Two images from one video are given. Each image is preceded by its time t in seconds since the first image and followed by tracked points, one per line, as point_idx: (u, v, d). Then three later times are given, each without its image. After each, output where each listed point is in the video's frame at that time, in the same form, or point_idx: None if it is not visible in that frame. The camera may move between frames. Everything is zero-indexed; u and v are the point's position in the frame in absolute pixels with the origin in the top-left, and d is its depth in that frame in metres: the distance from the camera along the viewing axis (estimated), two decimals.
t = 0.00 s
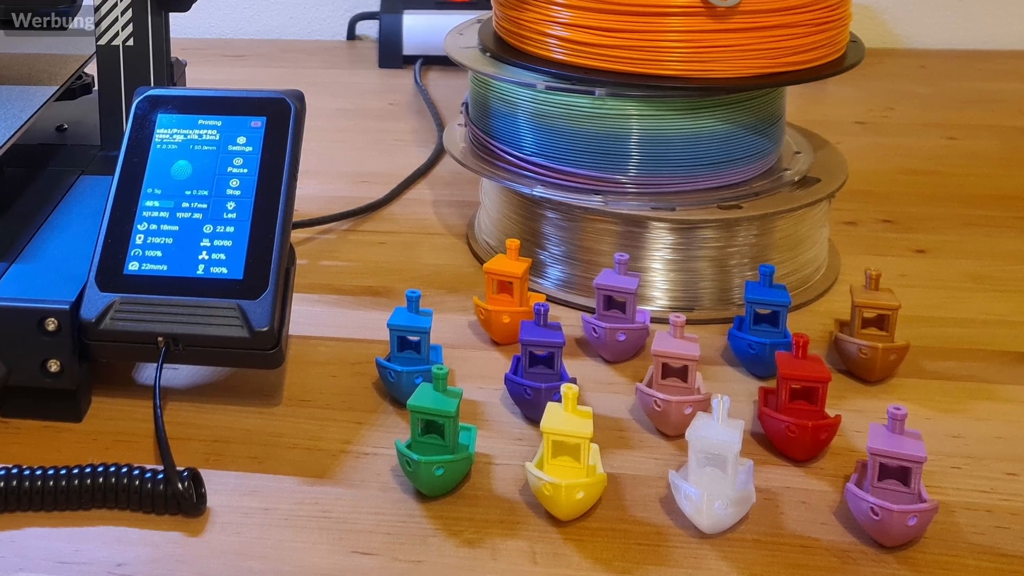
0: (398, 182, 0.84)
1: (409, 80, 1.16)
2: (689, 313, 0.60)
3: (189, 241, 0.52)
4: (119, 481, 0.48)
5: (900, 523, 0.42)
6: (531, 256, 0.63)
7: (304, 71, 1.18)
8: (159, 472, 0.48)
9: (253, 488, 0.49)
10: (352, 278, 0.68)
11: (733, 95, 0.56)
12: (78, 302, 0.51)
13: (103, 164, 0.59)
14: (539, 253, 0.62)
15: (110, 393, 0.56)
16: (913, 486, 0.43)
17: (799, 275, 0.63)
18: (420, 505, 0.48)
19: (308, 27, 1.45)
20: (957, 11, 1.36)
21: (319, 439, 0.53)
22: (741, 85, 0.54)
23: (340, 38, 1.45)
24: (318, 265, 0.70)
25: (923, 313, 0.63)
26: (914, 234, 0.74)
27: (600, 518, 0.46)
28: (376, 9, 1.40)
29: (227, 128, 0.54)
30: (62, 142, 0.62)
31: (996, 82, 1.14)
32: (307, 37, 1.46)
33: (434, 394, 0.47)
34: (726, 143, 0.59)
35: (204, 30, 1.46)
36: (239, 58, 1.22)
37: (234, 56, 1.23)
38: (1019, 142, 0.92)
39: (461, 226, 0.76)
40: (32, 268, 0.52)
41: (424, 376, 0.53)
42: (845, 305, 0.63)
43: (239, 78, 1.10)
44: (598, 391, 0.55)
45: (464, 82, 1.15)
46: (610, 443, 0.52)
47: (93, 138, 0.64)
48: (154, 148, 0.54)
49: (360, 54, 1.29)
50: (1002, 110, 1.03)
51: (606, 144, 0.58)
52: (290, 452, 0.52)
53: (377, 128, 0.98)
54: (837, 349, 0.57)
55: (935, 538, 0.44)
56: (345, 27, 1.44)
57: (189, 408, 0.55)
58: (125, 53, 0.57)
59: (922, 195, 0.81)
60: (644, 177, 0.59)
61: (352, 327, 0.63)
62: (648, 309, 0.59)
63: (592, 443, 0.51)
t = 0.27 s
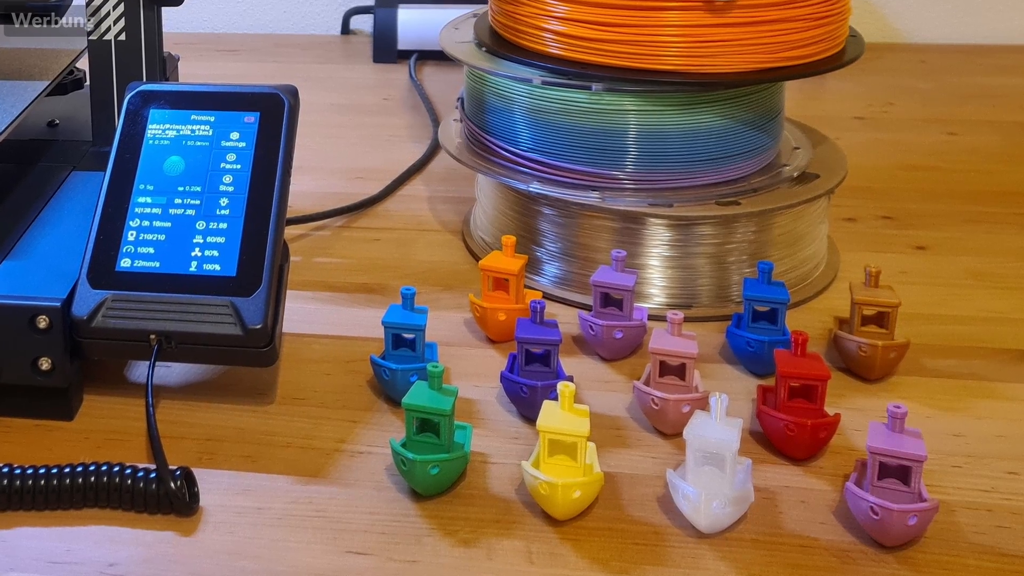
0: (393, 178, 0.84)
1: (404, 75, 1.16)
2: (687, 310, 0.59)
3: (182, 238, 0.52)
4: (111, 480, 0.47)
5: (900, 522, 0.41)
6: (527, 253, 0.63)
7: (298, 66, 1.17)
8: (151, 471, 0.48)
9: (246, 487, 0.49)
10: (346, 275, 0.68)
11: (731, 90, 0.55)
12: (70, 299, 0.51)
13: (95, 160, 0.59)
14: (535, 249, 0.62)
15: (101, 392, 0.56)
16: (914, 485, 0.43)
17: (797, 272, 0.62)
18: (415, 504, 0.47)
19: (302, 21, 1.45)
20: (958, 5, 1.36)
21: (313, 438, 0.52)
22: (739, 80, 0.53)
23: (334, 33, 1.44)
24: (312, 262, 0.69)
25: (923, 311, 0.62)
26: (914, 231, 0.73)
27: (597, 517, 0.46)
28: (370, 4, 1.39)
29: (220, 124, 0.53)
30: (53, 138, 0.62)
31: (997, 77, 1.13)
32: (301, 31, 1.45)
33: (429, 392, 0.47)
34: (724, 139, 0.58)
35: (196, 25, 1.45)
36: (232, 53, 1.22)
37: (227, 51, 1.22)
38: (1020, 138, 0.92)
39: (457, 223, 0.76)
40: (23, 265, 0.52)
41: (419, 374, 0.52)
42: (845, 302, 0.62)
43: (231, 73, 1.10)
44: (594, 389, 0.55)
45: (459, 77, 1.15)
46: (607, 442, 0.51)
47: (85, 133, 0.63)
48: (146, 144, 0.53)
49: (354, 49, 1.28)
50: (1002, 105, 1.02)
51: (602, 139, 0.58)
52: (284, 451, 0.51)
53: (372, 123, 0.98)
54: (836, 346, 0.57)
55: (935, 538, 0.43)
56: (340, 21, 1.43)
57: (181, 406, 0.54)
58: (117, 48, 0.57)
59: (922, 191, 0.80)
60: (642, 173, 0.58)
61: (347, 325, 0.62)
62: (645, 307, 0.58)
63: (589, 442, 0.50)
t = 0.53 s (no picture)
0: (387, 174, 0.83)
1: (399, 70, 1.15)
2: (685, 307, 0.59)
3: (174, 235, 0.51)
4: (102, 480, 0.46)
5: (900, 522, 0.41)
6: (524, 250, 0.62)
7: (292, 61, 1.17)
8: (143, 471, 0.47)
9: (239, 486, 0.48)
10: (341, 271, 0.67)
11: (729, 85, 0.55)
12: (61, 296, 0.50)
13: (87, 156, 0.58)
14: (532, 246, 0.62)
15: (93, 390, 0.55)
16: (914, 485, 0.42)
17: (796, 269, 0.62)
18: (409, 503, 0.47)
19: (296, 16, 1.45)
20: None
21: (307, 436, 0.52)
22: (737, 74, 0.53)
23: (329, 27, 1.44)
24: (306, 259, 0.68)
25: (924, 308, 0.62)
26: (914, 227, 0.73)
27: (594, 516, 0.45)
28: None
29: (212, 119, 0.53)
30: (44, 133, 0.61)
31: (997, 72, 1.13)
32: (295, 26, 1.45)
33: (424, 391, 0.46)
34: (722, 135, 0.58)
35: (189, 19, 1.45)
36: (224, 47, 1.21)
37: (220, 46, 1.22)
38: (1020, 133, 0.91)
39: (452, 219, 0.75)
40: (14, 262, 0.51)
41: (414, 372, 0.52)
42: (845, 299, 0.62)
43: (225, 68, 1.09)
44: (591, 387, 0.54)
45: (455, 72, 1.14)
46: (604, 441, 0.51)
47: (76, 128, 0.63)
48: (138, 140, 0.53)
49: (348, 44, 1.28)
50: (1003, 100, 1.02)
51: (599, 135, 0.57)
52: (278, 449, 0.51)
53: (366, 119, 0.97)
54: (836, 344, 0.56)
55: (935, 538, 0.43)
56: (334, 16, 1.43)
57: (174, 405, 0.54)
58: (109, 43, 0.57)
59: (922, 187, 0.80)
60: (639, 169, 0.58)
61: (341, 322, 0.62)
62: (642, 304, 0.58)
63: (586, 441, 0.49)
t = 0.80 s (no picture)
0: (383, 170, 0.83)
1: (394, 65, 1.15)
2: (683, 305, 0.58)
3: (167, 231, 0.51)
4: (94, 479, 0.46)
5: (900, 522, 0.40)
6: (520, 246, 0.62)
7: (286, 56, 1.16)
8: (136, 469, 0.46)
9: (232, 485, 0.48)
10: (335, 268, 0.66)
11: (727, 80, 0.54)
12: (53, 293, 0.49)
13: (79, 152, 0.58)
14: (528, 243, 0.61)
15: (85, 388, 0.55)
16: (914, 484, 0.42)
17: (795, 266, 0.61)
18: (404, 502, 0.46)
19: (290, 10, 1.45)
20: None
21: (301, 435, 0.51)
22: (735, 70, 0.52)
23: (324, 22, 1.43)
24: (300, 256, 0.68)
25: (924, 305, 0.61)
26: (914, 224, 0.72)
27: (590, 516, 0.45)
28: None
29: (205, 115, 0.52)
30: (36, 129, 0.60)
31: (998, 66, 1.12)
32: (289, 21, 1.44)
33: (419, 389, 0.46)
34: (720, 131, 0.57)
35: (183, 15, 1.44)
36: (218, 42, 1.20)
37: (213, 40, 1.21)
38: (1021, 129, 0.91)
39: (448, 216, 0.75)
40: (5, 258, 0.50)
41: (410, 370, 0.51)
42: (844, 296, 0.61)
43: (218, 63, 1.09)
44: (588, 385, 0.54)
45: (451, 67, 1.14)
46: (601, 439, 0.50)
47: (68, 124, 0.62)
48: (130, 135, 0.52)
49: (343, 38, 1.27)
50: (1004, 96, 1.01)
51: (596, 131, 0.57)
52: (272, 448, 0.50)
53: (362, 114, 0.97)
54: (835, 342, 0.55)
55: (936, 537, 0.42)
56: (329, 10, 1.43)
57: (167, 403, 0.53)
58: (101, 38, 0.57)
59: (922, 183, 0.79)
60: (636, 165, 0.57)
61: (335, 319, 0.61)
62: (640, 301, 0.57)
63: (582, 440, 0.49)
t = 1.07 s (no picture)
0: (377, 166, 0.82)
1: (389, 60, 1.15)
2: (680, 302, 0.58)
3: (160, 228, 0.50)
4: (86, 478, 0.45)
5: (900, 521, 0.40)
6: (516, 243, 0.61)
7: (279, 51, 1.16)
8: (128, 468, 0.46)
9: (226, 484, 0.47)
10: (329, 265, 0.66)
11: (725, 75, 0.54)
12: (45, 291, 0.49)
13: (71, 147, 0.57)
14: (524, 240, 0.61)
15: (77, 386, 0.54)
16: (914, 483, 0.41)
17: (794, 263, 0.61)
18: (399, 502, 0.46)
19: (285, 5, 1.44)
20: None
21: (295, 434, 0.51)
22: (733, 64, 0.52)
23: (318, 17, 1.43)
24: (294, 253, 0.67)
25: (924, 303, 0.61)
26: (914, 221, 0.72)
27: (587, 515, 0.44)
28: None
29: (198, 110, 0.52)
30: (28, 125, 0.60)
31: (998, 62, 1.12)
32: (284, 16, 1.44)
33: (414, 387, 0.45)
34: (718, 126, 0.57)
35: (177, 10, 1.44)
36: (211, 37, 1.20)
37: (207, 35, 1.21)
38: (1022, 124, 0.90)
39: (443, 212, 0.74)
40: None
41: (405, 368, 0.51)
42: (843, 293, 0.60)
43: (212, 58, 1.08)
44: (585, 383, 0.53)
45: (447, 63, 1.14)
46: (598, 438, 0.50)
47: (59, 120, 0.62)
48: (122, 131, 0.52)
49: (337, 33, 1.27)
50: (1004, 91, 1.01)
51: (593, 127, 0.56)
52: (265, 447, 0.50)
53: (356, 110, 0.96)
54: (834, 340, 0.55)
55: (936, 537, 0.42)
56: (323, 5, 1.42)
57: (159, 402, 0.53)
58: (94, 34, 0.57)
59: (922, 179, 0.79)
60: (634, 161, 0.57)
61: (330, 317, 0.61)
62: (637, 299, 0.57)
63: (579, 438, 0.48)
